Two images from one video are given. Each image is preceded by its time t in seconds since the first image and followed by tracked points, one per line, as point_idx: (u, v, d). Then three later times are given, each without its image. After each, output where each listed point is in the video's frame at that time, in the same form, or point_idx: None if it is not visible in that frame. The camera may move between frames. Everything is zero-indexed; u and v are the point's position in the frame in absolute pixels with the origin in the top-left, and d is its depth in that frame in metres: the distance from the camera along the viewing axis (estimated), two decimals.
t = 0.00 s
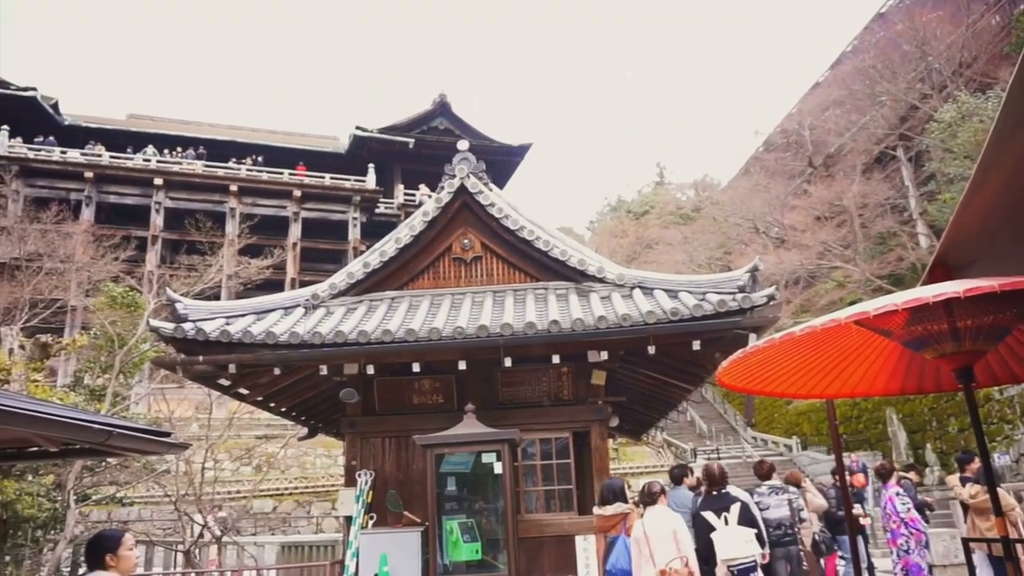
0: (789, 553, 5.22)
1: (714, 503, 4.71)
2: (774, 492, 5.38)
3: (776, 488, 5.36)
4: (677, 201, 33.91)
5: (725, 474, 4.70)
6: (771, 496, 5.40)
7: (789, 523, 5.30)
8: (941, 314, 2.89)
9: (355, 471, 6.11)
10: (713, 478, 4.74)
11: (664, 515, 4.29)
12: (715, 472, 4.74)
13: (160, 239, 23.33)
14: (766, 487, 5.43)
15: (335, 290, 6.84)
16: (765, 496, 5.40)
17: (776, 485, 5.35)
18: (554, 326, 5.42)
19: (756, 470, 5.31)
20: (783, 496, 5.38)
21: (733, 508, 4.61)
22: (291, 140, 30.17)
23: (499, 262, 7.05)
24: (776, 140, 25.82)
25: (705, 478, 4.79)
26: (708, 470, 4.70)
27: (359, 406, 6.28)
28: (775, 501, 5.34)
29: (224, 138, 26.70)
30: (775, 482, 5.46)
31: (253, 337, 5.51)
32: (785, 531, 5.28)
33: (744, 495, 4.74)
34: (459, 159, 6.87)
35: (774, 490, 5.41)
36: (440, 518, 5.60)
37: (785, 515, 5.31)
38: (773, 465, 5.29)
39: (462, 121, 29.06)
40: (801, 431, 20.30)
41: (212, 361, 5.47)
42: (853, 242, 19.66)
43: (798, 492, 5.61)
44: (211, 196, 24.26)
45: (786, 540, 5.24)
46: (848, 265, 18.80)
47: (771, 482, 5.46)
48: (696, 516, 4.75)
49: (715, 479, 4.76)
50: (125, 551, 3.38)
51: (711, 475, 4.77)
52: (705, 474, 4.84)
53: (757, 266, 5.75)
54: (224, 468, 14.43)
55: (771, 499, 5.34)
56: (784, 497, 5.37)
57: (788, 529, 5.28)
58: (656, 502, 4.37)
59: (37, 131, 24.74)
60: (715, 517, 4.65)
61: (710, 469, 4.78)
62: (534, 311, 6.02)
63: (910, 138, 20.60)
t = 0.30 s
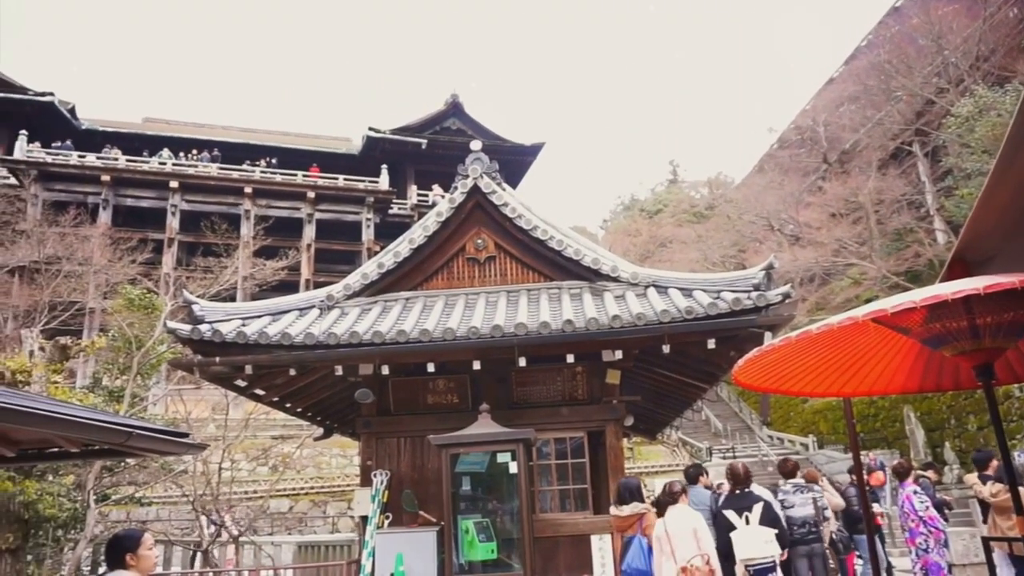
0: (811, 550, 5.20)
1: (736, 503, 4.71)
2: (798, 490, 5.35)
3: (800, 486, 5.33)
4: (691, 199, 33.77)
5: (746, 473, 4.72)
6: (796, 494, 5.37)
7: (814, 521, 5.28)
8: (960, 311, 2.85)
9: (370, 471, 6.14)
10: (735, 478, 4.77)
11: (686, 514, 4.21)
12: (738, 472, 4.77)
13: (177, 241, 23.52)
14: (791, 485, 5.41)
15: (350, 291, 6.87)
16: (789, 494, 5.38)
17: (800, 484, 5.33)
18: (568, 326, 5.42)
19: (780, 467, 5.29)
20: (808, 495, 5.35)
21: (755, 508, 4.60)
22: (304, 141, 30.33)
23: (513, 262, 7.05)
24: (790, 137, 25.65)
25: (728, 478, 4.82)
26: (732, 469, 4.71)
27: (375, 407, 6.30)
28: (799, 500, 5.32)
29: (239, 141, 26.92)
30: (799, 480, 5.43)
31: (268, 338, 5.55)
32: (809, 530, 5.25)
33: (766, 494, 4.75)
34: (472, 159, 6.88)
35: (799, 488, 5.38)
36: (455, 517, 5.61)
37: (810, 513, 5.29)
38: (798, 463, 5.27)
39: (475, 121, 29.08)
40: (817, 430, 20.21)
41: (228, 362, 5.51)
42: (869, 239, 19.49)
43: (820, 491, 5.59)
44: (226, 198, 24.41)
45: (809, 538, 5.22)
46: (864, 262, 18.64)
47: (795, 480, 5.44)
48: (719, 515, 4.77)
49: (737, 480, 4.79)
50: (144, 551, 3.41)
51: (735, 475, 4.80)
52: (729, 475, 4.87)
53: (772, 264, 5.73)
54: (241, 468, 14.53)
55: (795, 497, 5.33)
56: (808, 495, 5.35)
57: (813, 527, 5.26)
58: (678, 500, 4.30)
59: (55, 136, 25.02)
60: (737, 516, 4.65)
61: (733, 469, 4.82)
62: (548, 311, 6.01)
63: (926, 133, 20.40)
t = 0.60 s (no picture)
0: (829, 550, 5.16)
1: (749, 503, 4.68)
2: (819, 490, 5.35)
3: (821, 486, 5.32)
4: (703, 197, 33.63)
5: (761, 475, 4.68)
6: (816, 494, 5.36)
7: (833, 521, 5.24)
8: (977, 309, 2.83)
9: (384, 470, 6.16)
10: (751, 479, 4.73)
11: (710, 513, 4.30)
12: (753, 473, 4.73)
13: (191, 243, 23.71)
14: (812, 484, 5.39)
15: (363, 292, 6.90)
16: (810, 493, 5.37)
17: (822, 483, 5.31)
18: (582, 325, 5.42)
19: (802, 466, 5.28)
20: (829, 495, 5.33)
21: (769, 509, 4.58)
22: (316, 143, 30.45)
23: (525, 262, 7.05)
24: (802, 134, 25.49)
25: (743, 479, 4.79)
26: (746, 470, 4.67)
27: (389, 407, 6.32)
28: (820, 499, 5.31)
29: (252, 144, 27.12)
30: (821, 481, 5.41)
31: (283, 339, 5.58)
32: (828, 530, 5.21)
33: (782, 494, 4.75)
34: (484, 160, 6.88)
35: (819, 487, 5.37)
36: (470, 517, 5.63)
37: (830, 513, 5.26)
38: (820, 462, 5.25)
39: (486, 121, 29.07)
40: (833, 428, 20.12)
41: (243, 364, 5.54)
42: (884, 236, 19.34)
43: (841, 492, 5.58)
44: (239, 200, 24.55)
45: (827, 537, 5.19)
46: (878, 259, 18.50)
47: (817, 480, 5.41)
48: (733, 515, 4.74)
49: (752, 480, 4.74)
50: (160, 550, 3.44)
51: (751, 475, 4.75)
52: (744, 475, 4.83)
53: (787, 262, 5.69)
54: (256, 468, 14.61)
55: (816, 496, 5.32)
56: (829, 495, 5.33)
57: (832, 527, 5.22)
58: (703, 499, 4.37)
59: (70, 140, 25.25)
60: (750, 516, 4.63)
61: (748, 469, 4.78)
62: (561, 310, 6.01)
63: (941, 129, 20.22)
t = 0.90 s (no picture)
0: (847, 550, 5.15)
1: (765, 503, 4.67)
2: (841, 490, 5.28)
3: (843, 486, 5.26)
4: (719, 196, 33.47)
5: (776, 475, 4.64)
6: (838, 494, 5.30)
7: (855, 521, 5.21)
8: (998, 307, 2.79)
9: (401, 470, 6.19)
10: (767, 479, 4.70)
11: (734, 512, 4.26)
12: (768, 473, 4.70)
13: (208, 245, 23.94)
14: (834, 484, 5.33)
15: (379, 293, 6.93)
16: (832, 492, 5.31)
17: (843, 483, 5.26)
18: (597, 325, 5.41)
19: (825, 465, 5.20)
20: (850, 495, 5.29)
21: (785, 508, 4.57)
22: (331, 144, 30.61)
23: (540, 261, 7.05)
24: (819, 131, 25.28)
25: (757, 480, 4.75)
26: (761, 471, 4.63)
27: (405, 407, 6.35)
28: (842, 499, 5.26)
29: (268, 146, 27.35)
30: (843, 480, 5.35)
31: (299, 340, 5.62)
32: (848, 530, 5.18)
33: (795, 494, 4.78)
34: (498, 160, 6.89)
35: (841, 487, 5.31)
36: (486, 517, 5.63)
37: (852, 513, 5.23)
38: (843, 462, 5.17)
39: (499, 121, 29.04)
40: (851, 428, 19.99)
41: (260, 364, 5.58)
42: (902, 233, 19.15)
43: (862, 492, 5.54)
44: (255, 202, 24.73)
45: (847, 537, 5.16)
46: (897, 257, 18.31)
47: (839, 479, 5.35)
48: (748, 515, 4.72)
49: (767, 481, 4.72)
50: (181, 550, 3.47)
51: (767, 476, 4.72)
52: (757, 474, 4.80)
53: (804, 260, 5.65)
54: (274, 469, 14.71)
55: (838, 496, 5.26)
56: (851, 496, 5.28)
57: (853, 527, 5.19)
58: (727, 498, 4.32)
59: (89, 144, 25.55)
60: (766, 515, 4.59)
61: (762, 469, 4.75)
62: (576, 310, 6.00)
63: (961, 124, 19.96)
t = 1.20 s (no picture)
0: (863, 551, 5.10)
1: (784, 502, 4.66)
2: (853, 491, 5.27)
3: (856, 487, 5.25)
4: (733, 194, 33.31)
5: (800, 475, 4.73)
6: (850, 495, 5.29)
7: (868, 523, 5.17)
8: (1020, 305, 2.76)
9: (415, 470, 6.21)
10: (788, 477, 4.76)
11: (753, 513, 4.26)
12: (790, 471, 4.77)
13: (223, 247, 24.13)
14: (847, 486, 5.32)
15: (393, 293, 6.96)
16: (844, 494, 5.29)
17: (856, 484, 5.25)
18: (611, 324, 5.40)
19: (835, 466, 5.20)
20: (862, 496, 5.27)
21: (803, 507, 4.55)
22: (344, 146, 30.73)
23: (554, 261, 7.05)
24: (834, 128, 25.09)
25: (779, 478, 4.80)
26: (783, 469, 4.71)
27: (420, 407, 6.37)
28: (854, 500, 5.23)
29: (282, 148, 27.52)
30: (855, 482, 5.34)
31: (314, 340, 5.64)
32: (863, 531, 5.14)
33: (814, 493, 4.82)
34: (511, 159, 6.89)
35: (853, 489, 5.30)
36: (502, 517, 5.64)
37: (865, 514, 5.20)
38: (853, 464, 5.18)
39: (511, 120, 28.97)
40: (868, 427, 19.91)
41: (276, 365, 5.62)
42: (919, 231, 18.99)
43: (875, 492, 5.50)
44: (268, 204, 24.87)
45: (862, 539, 5.11)
46: (914, 255, 18.16)
47: (850, 481, 5.35)
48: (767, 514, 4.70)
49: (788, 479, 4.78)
50: (198, 549, 3.51)
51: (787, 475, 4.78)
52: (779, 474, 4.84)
53: (819, 258, 5.61)
54: (291, 469, 14.78)
55: (851, 497, 5.24)
56: (863, 497, 5.26)
57: (866, 528, 5.15)
58: (746, 498, 4.31)
59: (106, 146, 25.78)
60: (785, 515, 4.57)
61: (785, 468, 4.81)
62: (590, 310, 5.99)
63: (979, 120, 19.73)
